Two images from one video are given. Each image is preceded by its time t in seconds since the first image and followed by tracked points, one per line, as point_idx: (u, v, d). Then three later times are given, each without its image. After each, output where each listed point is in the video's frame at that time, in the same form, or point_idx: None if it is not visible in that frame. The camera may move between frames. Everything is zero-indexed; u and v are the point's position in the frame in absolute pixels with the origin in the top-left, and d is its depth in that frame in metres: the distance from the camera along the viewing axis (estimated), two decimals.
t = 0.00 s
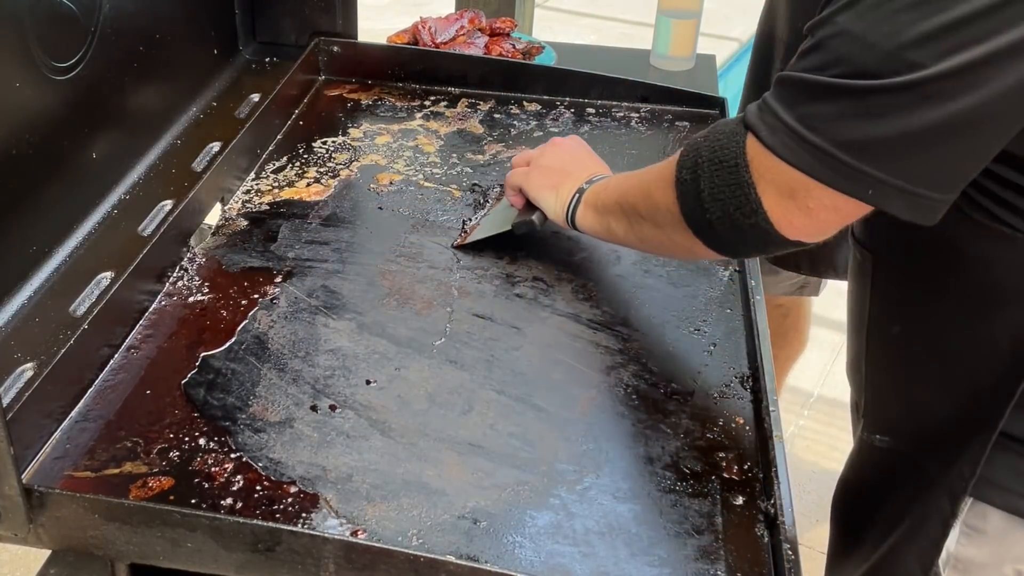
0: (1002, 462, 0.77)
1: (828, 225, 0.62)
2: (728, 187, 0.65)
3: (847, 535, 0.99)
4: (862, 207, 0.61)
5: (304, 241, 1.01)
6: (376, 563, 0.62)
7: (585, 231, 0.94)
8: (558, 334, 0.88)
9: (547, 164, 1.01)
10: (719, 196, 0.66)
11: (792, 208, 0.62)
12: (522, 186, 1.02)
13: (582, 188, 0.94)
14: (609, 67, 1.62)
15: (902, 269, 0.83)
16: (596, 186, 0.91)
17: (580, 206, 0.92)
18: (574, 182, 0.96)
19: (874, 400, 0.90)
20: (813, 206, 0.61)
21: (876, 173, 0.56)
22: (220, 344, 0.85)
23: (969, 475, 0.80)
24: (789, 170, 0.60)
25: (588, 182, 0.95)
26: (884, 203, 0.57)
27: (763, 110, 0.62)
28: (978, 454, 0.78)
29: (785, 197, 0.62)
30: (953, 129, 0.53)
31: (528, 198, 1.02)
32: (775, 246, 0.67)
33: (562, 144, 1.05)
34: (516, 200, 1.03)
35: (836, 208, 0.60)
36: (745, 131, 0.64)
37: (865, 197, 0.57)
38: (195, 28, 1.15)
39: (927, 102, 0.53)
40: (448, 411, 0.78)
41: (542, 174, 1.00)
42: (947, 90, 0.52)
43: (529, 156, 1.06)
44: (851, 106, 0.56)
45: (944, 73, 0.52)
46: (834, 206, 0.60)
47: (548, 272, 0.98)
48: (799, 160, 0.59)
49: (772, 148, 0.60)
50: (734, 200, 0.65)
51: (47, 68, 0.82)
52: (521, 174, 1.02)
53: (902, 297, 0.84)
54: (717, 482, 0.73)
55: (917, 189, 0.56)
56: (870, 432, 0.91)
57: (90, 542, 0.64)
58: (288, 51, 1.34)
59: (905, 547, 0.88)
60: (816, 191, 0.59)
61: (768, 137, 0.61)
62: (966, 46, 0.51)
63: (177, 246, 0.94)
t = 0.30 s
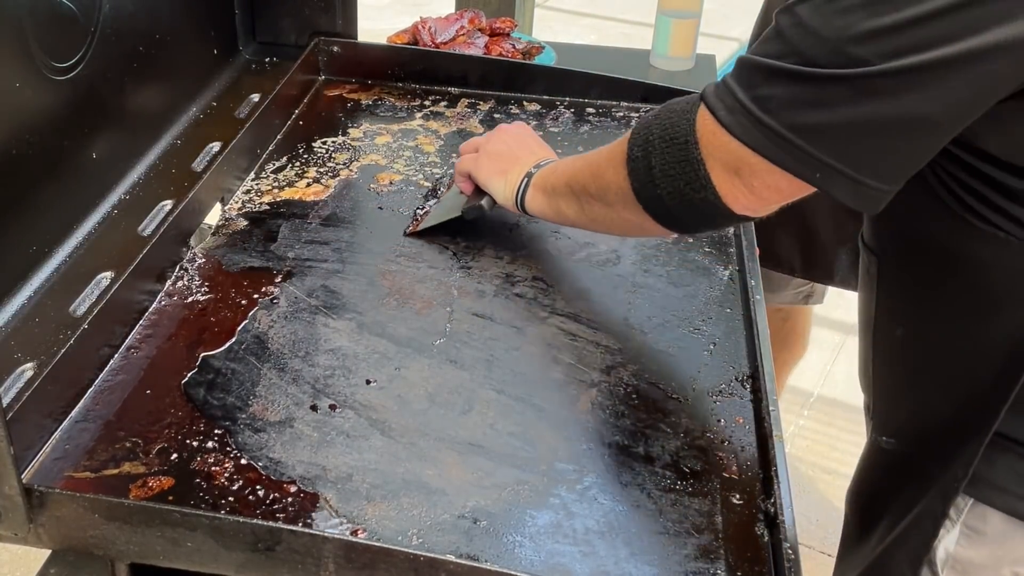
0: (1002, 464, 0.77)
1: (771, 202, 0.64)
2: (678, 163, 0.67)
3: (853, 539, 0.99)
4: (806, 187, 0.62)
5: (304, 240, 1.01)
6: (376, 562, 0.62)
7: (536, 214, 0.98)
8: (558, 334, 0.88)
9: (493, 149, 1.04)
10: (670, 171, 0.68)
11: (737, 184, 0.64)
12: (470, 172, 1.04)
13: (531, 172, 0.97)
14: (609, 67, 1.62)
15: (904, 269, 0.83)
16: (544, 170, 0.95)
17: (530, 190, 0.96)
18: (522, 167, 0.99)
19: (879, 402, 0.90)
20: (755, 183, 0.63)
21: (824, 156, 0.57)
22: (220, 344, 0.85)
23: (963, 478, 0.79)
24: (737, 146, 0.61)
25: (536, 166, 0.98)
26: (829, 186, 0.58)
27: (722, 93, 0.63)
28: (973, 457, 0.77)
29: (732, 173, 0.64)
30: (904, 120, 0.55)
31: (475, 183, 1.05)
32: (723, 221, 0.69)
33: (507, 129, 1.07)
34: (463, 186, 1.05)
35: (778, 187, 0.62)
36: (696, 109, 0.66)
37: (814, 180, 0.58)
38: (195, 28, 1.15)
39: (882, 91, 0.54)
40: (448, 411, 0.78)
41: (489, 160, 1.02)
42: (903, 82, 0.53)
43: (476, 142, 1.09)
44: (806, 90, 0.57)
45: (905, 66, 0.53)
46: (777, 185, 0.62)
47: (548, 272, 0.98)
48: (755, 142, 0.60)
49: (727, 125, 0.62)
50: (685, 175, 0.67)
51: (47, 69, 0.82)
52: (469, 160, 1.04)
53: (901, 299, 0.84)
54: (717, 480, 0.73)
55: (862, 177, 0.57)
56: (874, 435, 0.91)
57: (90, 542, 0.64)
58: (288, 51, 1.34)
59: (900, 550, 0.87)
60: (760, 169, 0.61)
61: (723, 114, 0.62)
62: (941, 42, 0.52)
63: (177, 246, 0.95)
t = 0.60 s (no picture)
0: (1004, 467, 0.75)
1: (670, 161, 0.71)
2: (591, 118, 0.72)
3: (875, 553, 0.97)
4: (704, 147, 0.68)
5: (304, 240, 1.01)
6: (376, 563, 0.61)
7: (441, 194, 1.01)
8: (558, 335, 0.88)
9: (391, 136, 1.07)
10: (584, 125, 0.73)
11: (643, 139, 0.70)
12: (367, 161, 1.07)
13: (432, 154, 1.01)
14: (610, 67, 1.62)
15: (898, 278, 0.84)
16: (443, 152, 0.99)
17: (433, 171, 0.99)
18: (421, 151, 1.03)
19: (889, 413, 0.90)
20: (659, 140, 0.68)
21: (741, 127, 0.62)
22: (220, 344, 0.85)
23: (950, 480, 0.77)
24: (650, 105, 0.66)
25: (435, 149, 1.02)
26: (741, 154, 0.63)
27: (647, 59, 0.66)
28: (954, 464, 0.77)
29: (641, 130, 0.69)
30: (821, 104, 0.59)
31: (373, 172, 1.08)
32: (631, 178, 0.75)
33: (398, 116, 1.11)
34: (362, 177, 1.08)
35: (678, 146, 0.68)
36: (611, 67, 0.71)
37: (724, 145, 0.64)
38: (195, 28, 1.15)
39: (804, 77, 0.58)
40: (448, 411, 0.78)
41: (388, 147, 1.06)
42: (826, 76, 0.58)
43: (370, 131, 1.12)
44: (733, 67, 0.60)
45: (834, 60, 0.57)
46: (678, 142, 0.67)
47: (548, 273, 0.97)
48: (667, 101, 0.65)
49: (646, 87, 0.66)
50: (597, 130, 0.72)
51: (47, 68, 0.82)
52: (366, 149, 1.08)
53: (901, 309, 0.84)
54: (719, 481, 0.73)
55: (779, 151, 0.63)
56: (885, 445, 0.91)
57: (90, 542, 0.64)
58: (288, 51, 1.34)
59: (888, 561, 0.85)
60: (663, 125, 0.67)
61: (637, 71, 0.67)
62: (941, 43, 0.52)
63: (178, 247, 0.94)
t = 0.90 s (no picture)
0: (993, 462, 0.74)
1: (640, 146, 0.69)
2: (566, 93, 0.70)
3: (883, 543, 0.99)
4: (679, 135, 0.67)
5: (304, 241, 1.01)
6: (376, 563, 0.61)
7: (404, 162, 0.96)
8: (559, 335, 0.88)
9: (350, 104, 1.03)
10: (557, 100, 0.71)
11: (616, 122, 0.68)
12: (327, 135, 1.04)
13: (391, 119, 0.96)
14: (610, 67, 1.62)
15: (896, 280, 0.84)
16: (408, 115, 0.93)
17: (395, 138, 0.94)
18: (381, 118, 0.98)
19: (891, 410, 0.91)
20: (631, 124, 0.67)
21: (727, 117, 0.61)
22: (220, 343, 0.85)
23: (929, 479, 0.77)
24: (626, 83, 0.65)
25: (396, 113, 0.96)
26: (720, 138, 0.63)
27: (629, 40, 0.64)
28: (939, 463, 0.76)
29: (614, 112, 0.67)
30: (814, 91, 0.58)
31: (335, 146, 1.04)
32: (598, 161, 0.74)
33: (358, 81, 1.06)
34: (324, 153, 1.05)
35: (649, 130, 0.66)
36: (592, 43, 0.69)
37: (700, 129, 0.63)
38: (195, 27, 1.15)
39: (796, 64, 0.57)
40: (448, 412, 0.78)
41: (347, 117, 1.01)
42: (806, 65, 0.57)
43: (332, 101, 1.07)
44: (720, 52, 0.59)
45: (817, 50, 0.56)
46: (650, 127, 0.66)
47: (549, 273, 0.98)
48: (645, 80, 0.63)
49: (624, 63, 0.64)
50: (569, 106, 0.70)
51: (47, 68, 0.82)
52: (324, 123, 1.04)
53: (897, 309, 0.84)
54: (719, 482, 0.73)
55: (765, 142, 0.62)
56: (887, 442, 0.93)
57: (90, 542, 0.64)
58: (288, 51, 1.34)
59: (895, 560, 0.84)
60: (638, 107, 0.65)
61: (622, 45, 0.65)
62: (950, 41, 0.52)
63: (178, 247, 0.94)
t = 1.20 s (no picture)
0: (1008, 462, 0.75)
1: (781, 196, 0.62)
2: (691, 137, 0.64)
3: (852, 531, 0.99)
4: (826, 180, 0.60)
5: (304, 241, 1.01)
6: (376, 564, 0.61)
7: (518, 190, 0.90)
8: (559, 336, 0.88)
9: (468, 134, 0.98)
10: (680, 146, 0.65)
11: (747, 167, 0.62)
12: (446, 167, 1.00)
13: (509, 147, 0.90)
14: (609, 67, 1.62)
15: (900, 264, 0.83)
16: (530, 138, 0.87)
17: (512, 167, 0.88)
18: (498, 146, 0.93)
19: (880, 393, 0.90)
20: (775, 171, 0.60)
21: (868, 135, 0.56)
22: (220, 344, 0.85)
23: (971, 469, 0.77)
24: (766, 120, 0.59)
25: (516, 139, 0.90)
26: (856, 163, 0.56)
27: (751, 63, 0.60)
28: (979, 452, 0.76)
29: (751, 156, 0.61)
30: (960, 92, 0.54)
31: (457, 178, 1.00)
32: (720, 218, 0.67)
33: (476, 111, 1.02)
34: (446, 185, 1.01)
35: (793, 173, 0.60)
36: (722, 83, 0.63)
37: (843, 157, 0.56)
38: (195, 28, 1.15)
39: (944, 64, 0.53)
40: (448, 411, 0.78)
41: (472, 146, 0.96)
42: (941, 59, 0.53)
43: (448, 132, 1.04)
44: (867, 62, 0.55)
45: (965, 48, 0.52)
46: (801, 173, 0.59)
47: (548, 272, 0.98)
48: (784, 111, 0.57)
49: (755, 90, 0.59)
50: (693, 153, 0.64)
51: (47, 69, 0.82)
52: (443, 155, 1.00)
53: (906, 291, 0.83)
54: (718, 482, 0.73)
55: (910, 160, 0.56)
56: (874, 425, 0.92)
57: (90, 542, 0.64)
58: (288, 51, 1.34)
59: (893, 563, 0.85)
60: (782, 149, 0.59)
61: (752, 78, 0.59)
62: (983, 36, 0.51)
63: (178, 247, 0.94)
